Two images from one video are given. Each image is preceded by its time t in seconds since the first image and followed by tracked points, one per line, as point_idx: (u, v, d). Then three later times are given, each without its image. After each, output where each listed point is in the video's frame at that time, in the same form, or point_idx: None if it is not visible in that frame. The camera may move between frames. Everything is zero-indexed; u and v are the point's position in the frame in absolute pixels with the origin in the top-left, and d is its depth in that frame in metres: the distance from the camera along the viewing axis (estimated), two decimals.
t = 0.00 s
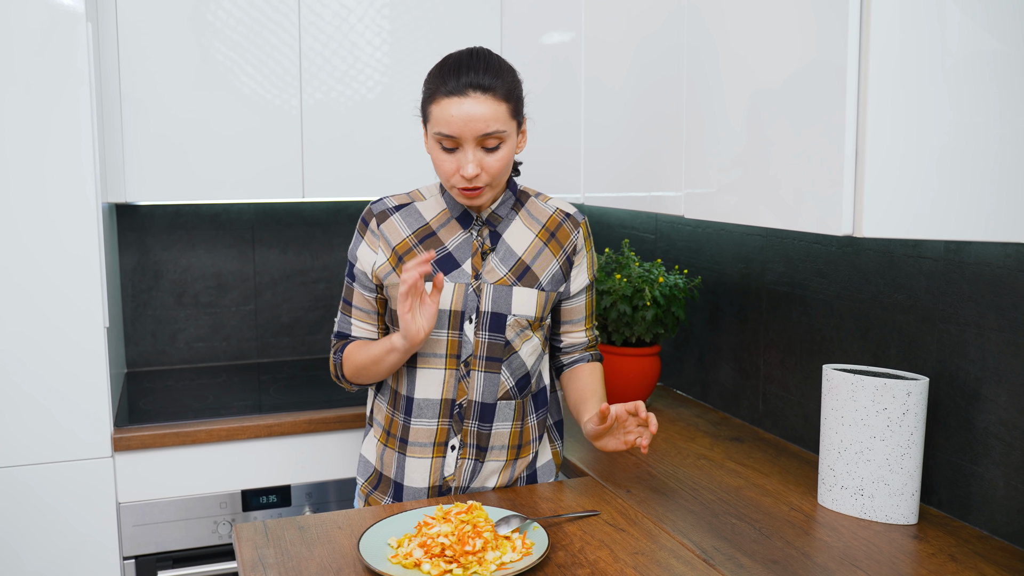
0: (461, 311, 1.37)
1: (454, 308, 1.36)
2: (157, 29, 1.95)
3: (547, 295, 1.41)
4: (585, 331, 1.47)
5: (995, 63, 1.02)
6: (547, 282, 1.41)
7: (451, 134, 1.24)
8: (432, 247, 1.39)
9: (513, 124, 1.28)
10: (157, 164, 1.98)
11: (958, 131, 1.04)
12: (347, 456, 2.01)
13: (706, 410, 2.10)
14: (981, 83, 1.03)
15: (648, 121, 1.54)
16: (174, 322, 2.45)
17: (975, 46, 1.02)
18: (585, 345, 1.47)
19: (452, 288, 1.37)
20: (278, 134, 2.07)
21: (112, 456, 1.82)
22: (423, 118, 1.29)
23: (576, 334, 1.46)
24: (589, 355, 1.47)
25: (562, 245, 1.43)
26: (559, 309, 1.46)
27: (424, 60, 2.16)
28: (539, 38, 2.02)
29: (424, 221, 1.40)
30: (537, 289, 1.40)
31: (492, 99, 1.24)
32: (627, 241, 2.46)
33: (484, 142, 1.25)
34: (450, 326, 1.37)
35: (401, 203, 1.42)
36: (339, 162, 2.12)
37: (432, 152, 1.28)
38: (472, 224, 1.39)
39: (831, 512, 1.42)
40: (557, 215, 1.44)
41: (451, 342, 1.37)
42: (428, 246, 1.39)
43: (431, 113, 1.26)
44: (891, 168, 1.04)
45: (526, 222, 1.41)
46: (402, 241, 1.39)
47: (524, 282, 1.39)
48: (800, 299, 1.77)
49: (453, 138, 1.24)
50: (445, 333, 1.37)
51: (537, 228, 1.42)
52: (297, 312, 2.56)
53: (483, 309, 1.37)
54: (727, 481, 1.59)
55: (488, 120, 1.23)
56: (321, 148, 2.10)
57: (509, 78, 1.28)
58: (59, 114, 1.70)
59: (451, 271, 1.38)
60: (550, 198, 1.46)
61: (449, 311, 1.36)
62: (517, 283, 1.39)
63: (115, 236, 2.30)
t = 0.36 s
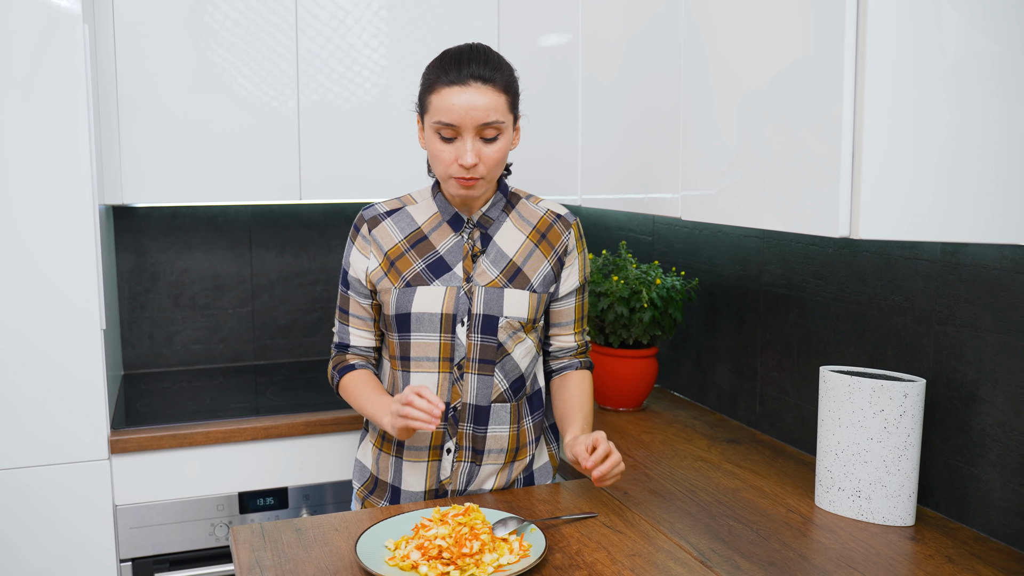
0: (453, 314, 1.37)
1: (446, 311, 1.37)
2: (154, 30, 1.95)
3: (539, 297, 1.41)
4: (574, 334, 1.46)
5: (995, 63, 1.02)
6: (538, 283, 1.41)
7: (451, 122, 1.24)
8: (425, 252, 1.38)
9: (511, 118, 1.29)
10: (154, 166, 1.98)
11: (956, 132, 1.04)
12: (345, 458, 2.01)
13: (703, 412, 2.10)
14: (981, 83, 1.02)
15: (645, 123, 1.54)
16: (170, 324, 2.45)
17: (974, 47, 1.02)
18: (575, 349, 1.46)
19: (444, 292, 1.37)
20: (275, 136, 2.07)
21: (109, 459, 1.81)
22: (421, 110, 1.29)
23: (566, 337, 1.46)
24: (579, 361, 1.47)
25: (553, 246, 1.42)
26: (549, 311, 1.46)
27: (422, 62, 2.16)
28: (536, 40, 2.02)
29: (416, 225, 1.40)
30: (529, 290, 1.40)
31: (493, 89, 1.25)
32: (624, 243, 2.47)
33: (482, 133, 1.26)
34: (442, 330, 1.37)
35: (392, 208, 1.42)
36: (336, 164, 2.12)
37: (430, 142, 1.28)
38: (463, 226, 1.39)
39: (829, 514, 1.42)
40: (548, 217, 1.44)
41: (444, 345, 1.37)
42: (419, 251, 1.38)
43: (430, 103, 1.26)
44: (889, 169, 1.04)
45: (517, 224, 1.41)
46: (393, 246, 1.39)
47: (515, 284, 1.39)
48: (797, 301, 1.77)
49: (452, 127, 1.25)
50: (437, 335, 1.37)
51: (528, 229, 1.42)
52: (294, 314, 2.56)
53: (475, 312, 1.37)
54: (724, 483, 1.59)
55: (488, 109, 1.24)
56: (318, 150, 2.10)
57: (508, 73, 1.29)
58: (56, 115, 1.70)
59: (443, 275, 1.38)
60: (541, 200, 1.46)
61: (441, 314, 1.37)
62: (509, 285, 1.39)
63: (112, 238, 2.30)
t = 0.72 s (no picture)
0: (450, 314, 1.37)
1: (443, 312, 1.37)
2: (152, 32, 1.95)
3: (535, 298, 1.41)
4: (569, 336, 1.46)
5: (992, 66, 1.03)
6: (534, 284, 1.41)
7: (448, 125, 1.24)
8: (421, 253, 1.38)
9: (507, 120, 1.29)
10: (151, 167, 1.98)
11: (954, 133, 1.04)
12: (342, 460, 2.01)
13: (701, 414, 2.10)
14: (977, 85, 1.03)
15: (643, 125, 1.55)
16: (168, 326, 2.45)
17: (971, 49, 1.03)
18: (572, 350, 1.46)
19: (440, 292, 1.37)
20: (273, 138, 2.07)
21: (106, 460, 1.81)
22: (418, 113, 1.29)
23: (561, 339, 1.46)
24: (574, 361, 1.46)
25: (549, 247, 1.43)
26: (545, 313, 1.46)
27: (419, 64, 2.16)
28: (533, 42, 2.02)
29: (412, 227, 1.40)
30: (525, 291, 1.40)
31: (490, 92, 1.25)
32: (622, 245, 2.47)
33: (479, 136, 1.26)
34: (439, 330, 1.37)
35: (389, 210, 1.42)
36: (334, 166, 2.12)
37: (427, 145, 1.28)
38: (459, 228, 1.39)
39: (826, 515, 1.42)
40: (544, 218, 1.44)
41: (441, 346, 1.37)
42: (416, 252, 1.38)
43: (427, 106, 1.26)
44: (887, 171, 1.04)
45: (513, 225, 1.42)
46: (390, 248, 1.39)
47: (512, 284, 1.39)
48: (794, 303, 1.77)
49: (450, 130, 1.25)
50: (434, 336, 1.37)
51: (524, 231, 1.42)
52: (292, 316, 2.56)
53: (472, 312, 1.37)
54: (722, 485, 1.59)
55: (485, 112, 1.24)
56: (316, 152, 2.10)
57: (505, 75, 1.29)
58: (54, 116, 1.70)
59: (439, 275, 1.38)
60: (536, 202, 1.46)
61: (438, 315, 1.37)
62: (505, 286, 1.39)
63: (109, 240, 2.29)
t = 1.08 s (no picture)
0: (449, 315, 1.37)
1: (441, 312, 1.37)
2: (149, 34, 1.95)
3: (533, 297, 1.41)
4: (569, 334, 1.46)
5: (990, 68, 1.03)
6: (532, 284, 1.41)
7: (437, 120, 1.26)
8: (419, 254, 1.38)
9: (496, 115, 1.31)
10: (149, 169, 1.98)
11: (952, 135, 1.04)
12: (340, 462, 2.01)
13: (699, 415, 2.10)
14: (975, 87, 1.03)
15: (640, 126, 1.55)
16: (166, 328, 2.44)
17: (969, 51, 1.03)
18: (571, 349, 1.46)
19: (439, 293, 1.37)
20: (270, 140, 2.07)
21: (103, 462, 1.81)
22: (408, 113, 1.32)
23: (560, 337, 1.46)
24: (573, 360, 1.46)
25: (546, 247, 1.43)
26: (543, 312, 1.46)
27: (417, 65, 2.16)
28: (531, 44, 2.03)
29: (410, 229, 1.40)
30: (523, 291, 1.40)
31: (477, 86, 1.27)
32: (620, 246, 2.47)
33: (469, 130, 1.28)
34: (438, 331, 1.37)
35: (386, 213, 1.42)
36: (332, 167, 2.12)
37: (417, 143, 1.29)
38: (456, 228, 1.39)
39: (824, 517, 1.42)
40: (540, 218, 1.44)
41: (440, 346, 1.37)
42: (414, 253, 1.39)
43: (416, 103, 1.29)
44: (886, 173, 1.04)
45: (511, 225, 1.41)
46: (388, 249, 1.39)
47: (510, 284, 1.39)
48: (792, 304, 1.78)
49: (439, 125, 1.27)
50: (433, 337, 1.37)
51: (522, 231, 1.42)
52: (289, 317, 2.56)
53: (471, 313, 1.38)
54: (720, 486, 1.59)
55: (473, 106, 1.26)
56: (314, 154, 2.10)
57: (492, 72, 1.32)
58: (51, 118, 1.70)
59: (437, 276, 1.38)
60: (533, 202, 1.46)
61: (436, 315, 1.37)
62: (503, 286, 1.39)
63: (106, 242, 2.29)
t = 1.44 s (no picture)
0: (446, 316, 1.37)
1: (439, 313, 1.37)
2: (147, 35, 1.95)
3: (532, 298, 1.40)
4: (568, 334, 1.44)
5: (989, 70, 1.03)
6: (531, 285, 1.40)
7: (433, 111, 1.28)
8: (418, 255, 1.39)
9: (491, 108, 1.33)
10: (146, 170, 1.98)
11: (950, 136, 1.04)
12: (338, 463, 2.01)
13: (697, 416, 2.10)
14: (973, 89, 1.04)
15: (638, 127, 1.55)
16: (164, 329, 2.44)
17: (967, 52, 1.03)
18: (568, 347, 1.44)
19: (437, 294, 1.37)
20: (268, 141, 2.06)
21: (101, 464, 1.81)
22: (405, 113, 1.34)
23: (560, 337, 1.44)
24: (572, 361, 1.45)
25: (545, 247, 1.43)
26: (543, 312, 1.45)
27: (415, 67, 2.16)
28: (529, 45, 2.03)
29: (410, 230, 1.40)
30: (521, 292, 1.39)
31: (469, 76, 1.30)
32: (618, 248, 2.47)
33: (464, 120, 1.29)
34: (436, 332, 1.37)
35: (387, 213, 1.42)
36: (329, 168, 2.12)
37: (415, 138, 1.31)
38: (455, 229, 1.40)
39: (822, 518, 1.42)
40: (540, 218, 1.44)
41: (438, 347, 1.37)
42: (413, 254, 1.39)
43: (412, 100, 1.31)
44: (884, 174, 1.04)
45: (510, 226, 1.41)
46: (388, 250, 1.39)
47: (508, 285, 1.39)
48: (790, 305, 1.78)
49: (435, 116, 1.29)
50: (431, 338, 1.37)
51: (521, 231, 1.42)
52: (287, 319, 2.56)
53: (468, 313, 1.37)
54: (718, 487, 1.59)
55: (467, 96, 1.29)
56: (312, 155, 2.10)
57: (485, 67, 1.35)
58: (50, 120, 1.70)
59: (436, 277, 1.38)
60: (533, 203, 1.46)
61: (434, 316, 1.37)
62: (502, 287, 1.39)
63: (104, 243, 2.29)
